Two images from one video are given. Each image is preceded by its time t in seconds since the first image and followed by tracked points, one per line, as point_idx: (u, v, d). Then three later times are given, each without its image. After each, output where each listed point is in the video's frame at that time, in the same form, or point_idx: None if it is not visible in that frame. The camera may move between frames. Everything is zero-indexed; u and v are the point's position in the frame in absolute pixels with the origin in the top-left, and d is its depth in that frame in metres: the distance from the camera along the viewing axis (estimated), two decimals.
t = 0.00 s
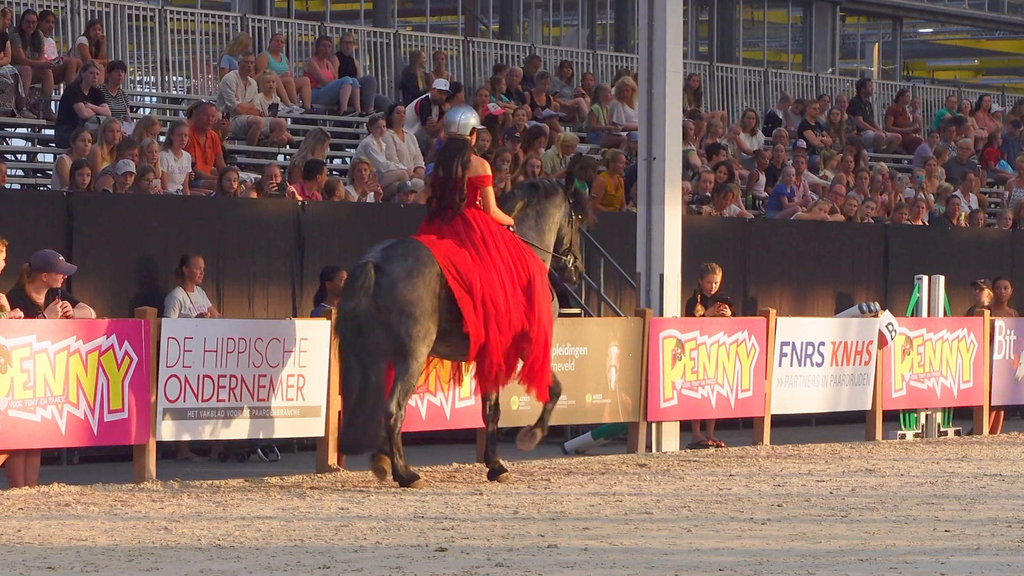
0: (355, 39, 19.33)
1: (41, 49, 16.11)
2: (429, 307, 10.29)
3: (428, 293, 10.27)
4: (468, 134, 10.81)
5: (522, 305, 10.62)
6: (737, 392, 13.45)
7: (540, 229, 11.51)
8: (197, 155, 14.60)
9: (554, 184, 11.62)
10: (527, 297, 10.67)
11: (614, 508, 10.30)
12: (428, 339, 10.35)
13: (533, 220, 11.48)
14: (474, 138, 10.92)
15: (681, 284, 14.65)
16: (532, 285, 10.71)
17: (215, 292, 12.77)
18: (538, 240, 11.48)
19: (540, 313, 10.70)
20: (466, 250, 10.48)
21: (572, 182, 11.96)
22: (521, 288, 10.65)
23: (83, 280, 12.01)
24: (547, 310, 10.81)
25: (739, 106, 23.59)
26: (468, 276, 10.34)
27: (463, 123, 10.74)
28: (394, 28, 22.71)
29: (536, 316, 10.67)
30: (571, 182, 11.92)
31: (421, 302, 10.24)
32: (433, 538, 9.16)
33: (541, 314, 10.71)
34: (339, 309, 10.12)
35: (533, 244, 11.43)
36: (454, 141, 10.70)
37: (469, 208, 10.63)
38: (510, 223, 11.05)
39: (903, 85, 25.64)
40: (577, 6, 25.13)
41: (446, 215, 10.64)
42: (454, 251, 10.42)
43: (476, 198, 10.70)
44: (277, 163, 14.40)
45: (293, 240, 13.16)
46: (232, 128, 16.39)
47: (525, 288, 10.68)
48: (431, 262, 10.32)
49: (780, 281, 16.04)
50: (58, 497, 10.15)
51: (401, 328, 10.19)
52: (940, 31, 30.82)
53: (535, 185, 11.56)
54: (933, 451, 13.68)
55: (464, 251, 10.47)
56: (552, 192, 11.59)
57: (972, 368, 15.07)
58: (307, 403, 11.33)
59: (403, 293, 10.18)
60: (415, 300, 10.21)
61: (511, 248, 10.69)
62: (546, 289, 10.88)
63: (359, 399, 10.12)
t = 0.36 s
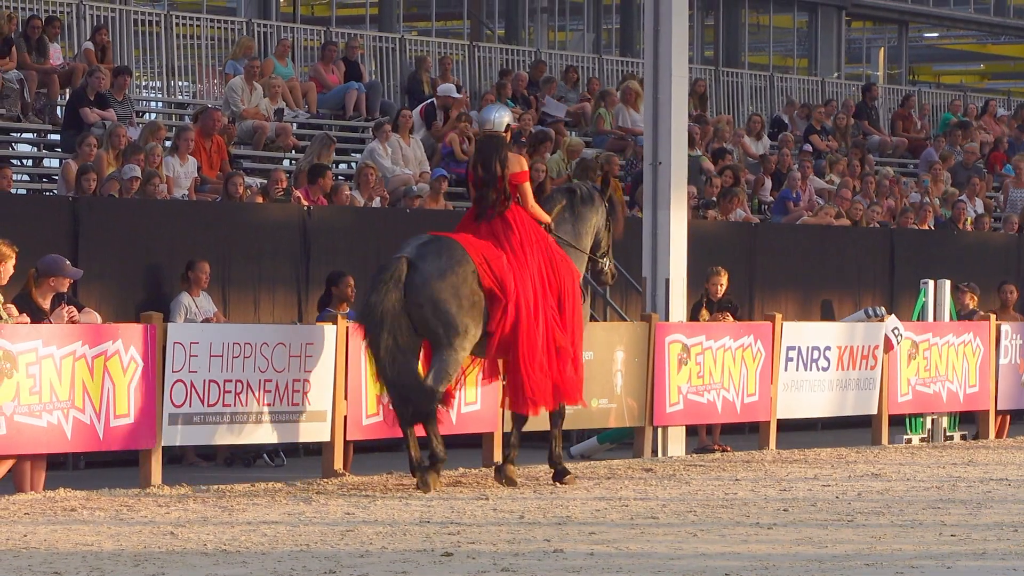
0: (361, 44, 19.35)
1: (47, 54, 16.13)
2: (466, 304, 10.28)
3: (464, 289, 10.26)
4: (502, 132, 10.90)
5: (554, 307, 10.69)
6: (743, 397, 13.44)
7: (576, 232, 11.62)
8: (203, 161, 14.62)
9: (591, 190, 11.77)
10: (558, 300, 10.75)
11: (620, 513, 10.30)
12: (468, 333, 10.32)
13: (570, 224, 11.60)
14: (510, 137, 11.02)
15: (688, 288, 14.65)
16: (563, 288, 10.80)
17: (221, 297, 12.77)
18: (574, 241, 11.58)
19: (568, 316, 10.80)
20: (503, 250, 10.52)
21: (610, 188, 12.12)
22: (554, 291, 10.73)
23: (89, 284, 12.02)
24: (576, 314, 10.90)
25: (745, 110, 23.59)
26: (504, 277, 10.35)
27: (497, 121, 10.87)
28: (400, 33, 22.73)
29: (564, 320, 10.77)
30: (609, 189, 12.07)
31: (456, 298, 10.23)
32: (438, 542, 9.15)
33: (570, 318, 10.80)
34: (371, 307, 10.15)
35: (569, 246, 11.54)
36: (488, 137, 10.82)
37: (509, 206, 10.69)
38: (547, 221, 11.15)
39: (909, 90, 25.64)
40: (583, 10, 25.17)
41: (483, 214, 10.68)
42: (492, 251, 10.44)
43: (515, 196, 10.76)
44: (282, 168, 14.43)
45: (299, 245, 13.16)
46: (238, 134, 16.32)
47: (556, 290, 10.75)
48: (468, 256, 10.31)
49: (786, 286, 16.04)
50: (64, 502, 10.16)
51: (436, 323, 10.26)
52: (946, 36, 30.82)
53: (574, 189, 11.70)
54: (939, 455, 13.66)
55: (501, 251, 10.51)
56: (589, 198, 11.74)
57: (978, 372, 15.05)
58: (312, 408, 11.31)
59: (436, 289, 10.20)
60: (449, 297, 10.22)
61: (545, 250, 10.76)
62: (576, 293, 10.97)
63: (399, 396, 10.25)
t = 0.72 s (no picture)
0: (361, 48, 19.37)
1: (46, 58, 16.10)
2: (492, 310, 10.60)
3: (490, 296, 10.58)
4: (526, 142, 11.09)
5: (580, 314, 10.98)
6: (744, 401, 13.43)
7: (604, 239, 11.79)
8: (203, 165, 14.60)
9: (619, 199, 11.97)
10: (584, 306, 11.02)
11: (621, 517, 10.30)
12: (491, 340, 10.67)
13: (599, 230, 11.79)
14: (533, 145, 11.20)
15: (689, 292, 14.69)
16: (590, 294, 11.07)
17: (221, 301, 12.76)
18: (601, 247, 11.76)
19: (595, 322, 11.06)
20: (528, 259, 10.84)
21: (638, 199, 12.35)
22: (580, 298, 11.01)
23: (89, 289, 12.02)
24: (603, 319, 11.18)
25: (746, 113, 23.59)
26: (528, 284, 10.69)
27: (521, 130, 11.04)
28: (399, 37, 22.75)
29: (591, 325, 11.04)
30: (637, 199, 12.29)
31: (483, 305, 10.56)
32: (439, 546, 9.16)
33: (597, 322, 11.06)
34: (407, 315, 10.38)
35: (598, 252, 11.74)
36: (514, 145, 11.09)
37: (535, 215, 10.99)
38: (573, 228, 11.41)
39: (910, 92, 25.65)
40: (584, 14, 25.17)
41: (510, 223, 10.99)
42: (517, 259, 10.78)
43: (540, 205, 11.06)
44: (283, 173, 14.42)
45: (300, 251, 13.14)
46: (238, 138, 16.29)
47: (583, 297, 11.03)
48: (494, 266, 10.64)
49: (787, 290, 16.05)
50: (66, 506, 10.16)
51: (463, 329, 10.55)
52: (947, 39, 30.85)
53: (602, 197, 11.90)
54: (941, 459, 13.66)
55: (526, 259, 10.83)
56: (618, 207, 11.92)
57: (980, 376, 15.01)
58: (313, 412, 11.32)
59: (465, 296, 10.50)
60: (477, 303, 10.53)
61: (571, 258, 11.05)
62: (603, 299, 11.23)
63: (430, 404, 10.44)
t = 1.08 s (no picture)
0: (273, 46, 19.19)
1: None
2: (422, 313, 10.74)
3: (422, 297, 10.72)
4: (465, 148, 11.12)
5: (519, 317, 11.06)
6: (655, 399, 13.49)
7: (538, 239, 11.74)
8: (115, 162, 14.37)
9: (552, 198, 11.87)
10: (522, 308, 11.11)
11: (534, 515, 10.28)
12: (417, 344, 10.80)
13: (532, 230, 11.72)
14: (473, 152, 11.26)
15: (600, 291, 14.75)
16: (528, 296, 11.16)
17: (132, 300, 12.58)
18: (534, 248, 11.70)
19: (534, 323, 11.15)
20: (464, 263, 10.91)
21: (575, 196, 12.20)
22: (518, 300, 11.08)
23: None
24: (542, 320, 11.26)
25: (658, 111, 23.71)
26: (462, 288, 10.80)
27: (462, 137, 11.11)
28: (311, 34, 22.60)
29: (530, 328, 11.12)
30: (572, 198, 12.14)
31: (414, 308, 10.68)
32: (352, 545, 9.07)
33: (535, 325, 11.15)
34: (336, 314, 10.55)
35: (532, 253, 11.67)
36: (450, 154, 11.09)
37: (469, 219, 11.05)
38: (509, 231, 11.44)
39: (820, 91, 25.91)
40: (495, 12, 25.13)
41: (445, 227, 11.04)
42: (452, 263, 10.87)
43: (473, 212, 11.05)
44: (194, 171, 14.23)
45: (212, 250, 12.97)
46: (149, 137, 16.06)
47: (521, 299, 11.11)
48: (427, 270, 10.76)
49: (697, 288, 16.15)
50: None
51: (392, 332, 10.67)
52: (857, 38, 31.20)
53: (534, 196, 11.79)
54: (849, 455, 13.81)
55: (462, 263, 10.90)
56: (551, 205, 11.84)
57: (890, 373, 15.16)
58: (224, 411, 11.18)
59: (395, 298, 10.64)
60: (408, 305, 10.67)
61: (508, 261, 11.11)
62: (541, 300, 11.33)
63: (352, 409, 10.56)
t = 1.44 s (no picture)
0: (266, 45, 19.17)
1: None
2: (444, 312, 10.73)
3: (441, 299, 10.71)
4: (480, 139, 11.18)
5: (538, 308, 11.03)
6: (648, 398, 13.48)
7: (557, 237, 11.75)
8: (108, 161, 14.35)
9: (576, 199, 11.88)
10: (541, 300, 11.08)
11: (526, 514, 10.28)
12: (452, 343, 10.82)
13: (552, 228, 11.74)
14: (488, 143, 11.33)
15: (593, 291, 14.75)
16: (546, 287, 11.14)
17: (126, 300, 12.58)
18: (554, 246, 11.73)
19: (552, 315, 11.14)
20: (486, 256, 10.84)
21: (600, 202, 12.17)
22: (536, 291, 11.06)
23: None
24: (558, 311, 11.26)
25: (650, 110, 23.72)
26: (482, 281, 10.75)
27: (475, 127, 11.15)
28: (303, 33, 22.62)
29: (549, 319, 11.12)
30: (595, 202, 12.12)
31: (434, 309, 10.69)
32: (344, 544, 9.06)
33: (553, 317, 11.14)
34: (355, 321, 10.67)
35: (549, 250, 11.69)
36: (467, 143, 11.16)
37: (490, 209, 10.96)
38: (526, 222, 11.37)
39: (813, 89, 25.92)
40: (488, 11, 25.10)
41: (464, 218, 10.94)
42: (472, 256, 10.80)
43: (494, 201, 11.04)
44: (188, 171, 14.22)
45: (206, 250, 12.96)
46: (142, 136, 16.09)
47: (539, 291, 11.09)
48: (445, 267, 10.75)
49: (690, 288, 16.14)
50: None
51: (419, 331, 10.77)
52: (850, 36, 31.21)
53: (558, 196, 11.82)
54: (843, 454, 13.82)
55: (484, 256, 10.84)
56: (574, 206, 11.85)
57: (883, 372, 15.16)
58: (217, 410, 11.16)
59: (412, 299, 10.69)
60: (428, 305, 10.68)
61: (527, 252, 11.07)
62: (557, 289, 11.31)
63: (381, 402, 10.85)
